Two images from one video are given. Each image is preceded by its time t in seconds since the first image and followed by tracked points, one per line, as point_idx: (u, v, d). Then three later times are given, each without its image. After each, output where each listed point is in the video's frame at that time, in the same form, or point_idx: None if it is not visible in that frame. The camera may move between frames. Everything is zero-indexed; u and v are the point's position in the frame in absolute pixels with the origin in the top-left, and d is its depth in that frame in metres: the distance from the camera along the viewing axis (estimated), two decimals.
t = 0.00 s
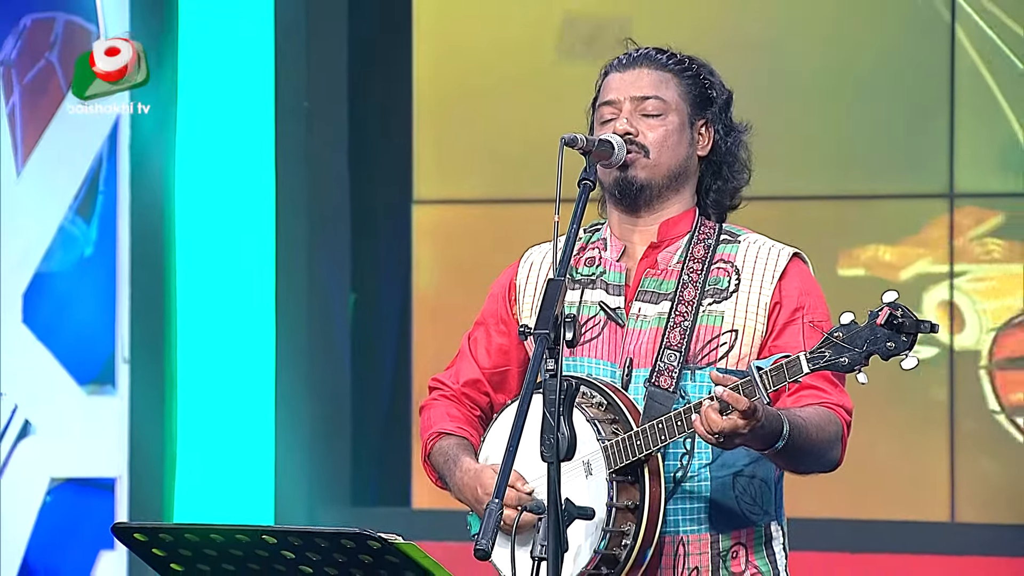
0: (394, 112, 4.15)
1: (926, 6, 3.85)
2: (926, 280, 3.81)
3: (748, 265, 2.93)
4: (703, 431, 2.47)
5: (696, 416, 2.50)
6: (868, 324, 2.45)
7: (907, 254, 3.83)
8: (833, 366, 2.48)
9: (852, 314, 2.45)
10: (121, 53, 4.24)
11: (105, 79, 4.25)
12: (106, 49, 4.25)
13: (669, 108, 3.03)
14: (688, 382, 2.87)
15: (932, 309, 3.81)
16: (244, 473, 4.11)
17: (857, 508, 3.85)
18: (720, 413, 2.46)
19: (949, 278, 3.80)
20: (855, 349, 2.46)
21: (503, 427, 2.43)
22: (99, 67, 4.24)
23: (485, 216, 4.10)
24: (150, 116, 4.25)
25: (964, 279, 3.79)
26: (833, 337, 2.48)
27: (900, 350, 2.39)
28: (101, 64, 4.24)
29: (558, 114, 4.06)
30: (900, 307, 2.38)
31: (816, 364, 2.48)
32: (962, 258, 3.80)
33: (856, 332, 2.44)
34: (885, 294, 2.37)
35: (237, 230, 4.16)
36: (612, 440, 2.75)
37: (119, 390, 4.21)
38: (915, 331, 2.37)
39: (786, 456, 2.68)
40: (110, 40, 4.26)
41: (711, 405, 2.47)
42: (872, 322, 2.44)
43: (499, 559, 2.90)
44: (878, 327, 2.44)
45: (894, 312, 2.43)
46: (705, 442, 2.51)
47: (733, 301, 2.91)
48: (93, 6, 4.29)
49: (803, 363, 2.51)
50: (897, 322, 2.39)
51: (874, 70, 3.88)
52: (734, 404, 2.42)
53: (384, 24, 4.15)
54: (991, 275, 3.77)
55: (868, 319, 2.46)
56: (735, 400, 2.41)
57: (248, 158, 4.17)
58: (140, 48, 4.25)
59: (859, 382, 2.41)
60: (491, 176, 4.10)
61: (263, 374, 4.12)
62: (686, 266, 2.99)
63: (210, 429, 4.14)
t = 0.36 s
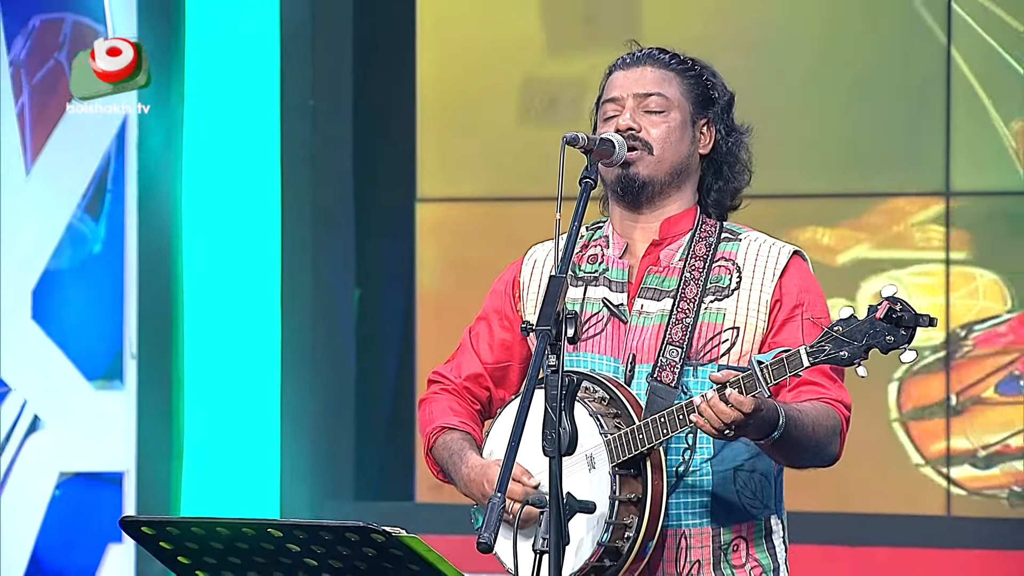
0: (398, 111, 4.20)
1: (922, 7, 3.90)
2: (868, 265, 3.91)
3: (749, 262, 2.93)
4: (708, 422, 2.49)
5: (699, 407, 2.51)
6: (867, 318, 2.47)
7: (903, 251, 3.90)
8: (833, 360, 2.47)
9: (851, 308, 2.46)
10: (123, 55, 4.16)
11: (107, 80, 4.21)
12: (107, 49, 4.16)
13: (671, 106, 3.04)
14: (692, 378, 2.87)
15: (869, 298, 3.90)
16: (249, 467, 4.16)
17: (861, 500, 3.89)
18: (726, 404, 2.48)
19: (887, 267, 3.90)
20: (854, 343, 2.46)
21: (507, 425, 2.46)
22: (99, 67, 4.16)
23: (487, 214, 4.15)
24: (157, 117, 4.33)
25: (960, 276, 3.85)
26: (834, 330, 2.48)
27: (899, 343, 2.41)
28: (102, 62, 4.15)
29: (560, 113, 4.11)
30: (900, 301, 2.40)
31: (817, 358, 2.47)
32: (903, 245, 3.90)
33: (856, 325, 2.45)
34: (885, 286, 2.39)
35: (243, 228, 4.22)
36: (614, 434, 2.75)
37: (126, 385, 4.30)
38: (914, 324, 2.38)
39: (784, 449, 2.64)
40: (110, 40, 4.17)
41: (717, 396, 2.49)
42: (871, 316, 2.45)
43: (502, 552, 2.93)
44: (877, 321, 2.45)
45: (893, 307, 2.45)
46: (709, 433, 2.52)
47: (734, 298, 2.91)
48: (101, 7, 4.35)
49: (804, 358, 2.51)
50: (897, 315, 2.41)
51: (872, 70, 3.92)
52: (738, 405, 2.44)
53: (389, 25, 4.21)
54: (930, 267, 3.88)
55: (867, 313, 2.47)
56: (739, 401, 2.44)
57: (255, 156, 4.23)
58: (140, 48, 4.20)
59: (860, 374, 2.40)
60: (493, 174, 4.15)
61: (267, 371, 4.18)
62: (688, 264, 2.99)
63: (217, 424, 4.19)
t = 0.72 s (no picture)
0: (403, 110, 4.26)
1: (919, 8, 3.97)
2: (844, 260, 3.99)
3: (751, 262, 2.93)
4: (710, 419, 2.49)
5: (700, 404, 2.51)
6: (869, 319, 2.47)
7: (900, 248, 3.97)
8: (835, 360, 2.48)
9: (854, 309, 2.46)
10: (124, 55, 4.22)
11: (104, 80, 4.24)
12: (108, 49, 4.21)
13: (676, 105, 3.06)
14: (693, 375, 2.89)
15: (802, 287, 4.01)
16: (255, 461, 4.23)
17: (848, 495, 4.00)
18: (728, 401, 2.48)
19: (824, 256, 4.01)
20: (857, 343, 2.47)
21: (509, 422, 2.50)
22: (99, 67, 4.20)
23: (489, 213, 4.21)
24: (162, 117, 4.37)
25: (954, 274, 3.94)
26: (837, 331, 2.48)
27: (901, 345, 2.42)
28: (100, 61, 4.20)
29: (562, 113, 4.16)
30: (901, 303, 2.40)
31: (819, 358, 2.49)
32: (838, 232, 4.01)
33: (859, 326, 2.46)
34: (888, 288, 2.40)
35: (248, 226, 4.27)
36: (616, 431, 2.76)
37: (134, 381, 4.35)
38: (916, 325, 2.39)
39: (786, 447, 2.64)
40: (110, 40, 4.23)
41: (718, 393, 2.49)
42: (874, 317, 2.46)
43: (504, 545, 2.99)
44: (880, 322, 2.45)
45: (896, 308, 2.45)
46: (711, 430, 2.51)
47: (736, 297, 2.91)
48: (109, 10, 4.42)
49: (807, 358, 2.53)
50: (899, 317, 2.42)
51: (870, 70, 3.99)
52: (743, 403, 2.44)
53: (394, 26, 4.27)
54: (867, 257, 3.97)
55: (870, 314, 2.47)
56: (743, 400, 2.45)
57: (261, 154, 4.29)
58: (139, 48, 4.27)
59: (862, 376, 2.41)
60: (496, 173, 4.22)
61: (272, 367, 4.24)
62: (690, 262, 2.99)
63: (223, 419, 4.26)
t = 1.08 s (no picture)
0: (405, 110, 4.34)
1: (918, 10, 4.00)
2: (842, 260, 4.05)
3: (751, 262, 2.96)
4: (710, 417, 2.52)
5: (700, 402, 2.54)
6: (867, 318, 2.51)
7: (898, 247, 4.02)
8: (833, 358, 2.52)
9: (851, 308, 2.50)
10: (124, 56, 4.39)
11: (104, 80, 4.41)
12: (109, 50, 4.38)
13: (677, 105, 3.10)
14: (693, 373, 2.91)
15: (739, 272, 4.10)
16: (258, 460, 4.23)
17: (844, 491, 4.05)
18: (727, 399, 2.50)
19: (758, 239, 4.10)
20: (854, 342, 2.51)
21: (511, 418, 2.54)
22: (100, 67, 4.39)
23: (492, 212, 4.26)
24: (168, 117, 4.42)
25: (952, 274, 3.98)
26: (835, 328, 2.53)
27: (898, 343, 2.45)
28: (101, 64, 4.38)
29: (563, 114, 4.22)
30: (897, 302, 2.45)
31: (817, 357, 2.52)
32: (771, 217, 4.11)
33: (856, 325, 2.50)
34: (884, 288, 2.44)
35: (250, 224, 4.27)
36: (617, 428, 2.80)
37: (139, 378, 4.40)
38: (912, 324, 2.43)
39: (785, 444, 2.67)
40: (111, 40, 4.40)
41: (717, 392, 2.51)
42: (871, 316, 2.50)
43: (506, 540, 3.03)
44: (876, 321, 2.50)
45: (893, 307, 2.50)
46: (710, 427, 2.54)
47: (737, 296, 2.94)
48: (117, 10, 4.47)
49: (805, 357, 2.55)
50: (896, 316, 2.45)
51: (868, 72, 4.04)
52: (740, 401, 2.47)
53: (399, 28, 4.33)
54: (847, 252, 4.04)
55: (867, 313, 2.51)
56: (740, 397, 2.48)
57: (262, 153, 4.28)
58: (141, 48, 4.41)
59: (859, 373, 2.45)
60: (499, 174, 4.27)
61: (276, 365, 4.25)
62: (691, 262, 3.03)
63: (227, 417, 4.26)
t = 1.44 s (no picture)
0: (407, 108, 4.32)
1: (918, 10, 4.00)
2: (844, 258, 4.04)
3: (752, 262, 2.96)
4: (710, 416, 2.52)
5: (700, 401, 2.54)
6: (866, 317, 2.52)
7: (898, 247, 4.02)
8: (832, 357, 2.52)
9: (850, 308, 2.50)
10: (123, 60, 4.44)
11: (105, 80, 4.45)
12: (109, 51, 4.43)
13: (679, 105, 3.10)
14: (694, 373, 2.91)
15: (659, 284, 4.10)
16: (259, 458, 4.26)
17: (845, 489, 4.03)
18: (727, 398, 2.51)
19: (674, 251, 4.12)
20: (853, 341, 2.52)
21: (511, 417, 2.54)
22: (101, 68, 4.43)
23: (493, 212, 4.26)
24: (169, 118, 4.42)
25: (952, 273, 3.99)
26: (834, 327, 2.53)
27: (897, 342, 2.46)
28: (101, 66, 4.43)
29: (564, 114, 4.22)
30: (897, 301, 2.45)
31: (817, 355, 2.52)
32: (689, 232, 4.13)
33: (856, 324, 2.51)
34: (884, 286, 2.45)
35: (253, 224, 4.31)
36: (618, 427, 2.80)
37: (141, 378, 4.41)
38: (912, 323, 2.43)
39: (786, 444, 2.67)
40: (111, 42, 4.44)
41: (717, 390, 2.52)
42: (870, 316, 2.51)
43: (506, 539, 3.03)
44: (876, 320, 2.51)
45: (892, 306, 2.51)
46: (710, 426, 2.54)
47: (738, 296, 2.95)
48: (117, 10, 4.47)
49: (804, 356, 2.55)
50: (895, 315, 2.46)
51: (868, 72, 4.04)
52: (739, 400, 2.48)
53: (400, 29, 4.34)
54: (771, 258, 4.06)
55: (866, 312, 2.52)
56: (739, 397, 2.48)
57: (267, 153, 4.32)
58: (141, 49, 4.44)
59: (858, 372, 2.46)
60: (500, 174, 4.28)
61: (277, 364, 4.28)
62: (692, 262, 3.03)
63: (228, 416, 4.30)
